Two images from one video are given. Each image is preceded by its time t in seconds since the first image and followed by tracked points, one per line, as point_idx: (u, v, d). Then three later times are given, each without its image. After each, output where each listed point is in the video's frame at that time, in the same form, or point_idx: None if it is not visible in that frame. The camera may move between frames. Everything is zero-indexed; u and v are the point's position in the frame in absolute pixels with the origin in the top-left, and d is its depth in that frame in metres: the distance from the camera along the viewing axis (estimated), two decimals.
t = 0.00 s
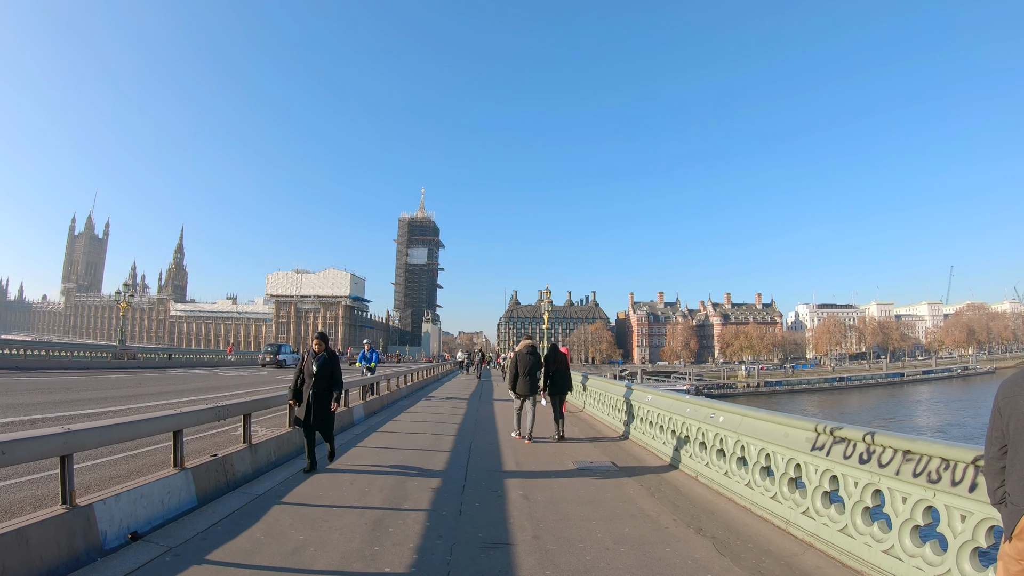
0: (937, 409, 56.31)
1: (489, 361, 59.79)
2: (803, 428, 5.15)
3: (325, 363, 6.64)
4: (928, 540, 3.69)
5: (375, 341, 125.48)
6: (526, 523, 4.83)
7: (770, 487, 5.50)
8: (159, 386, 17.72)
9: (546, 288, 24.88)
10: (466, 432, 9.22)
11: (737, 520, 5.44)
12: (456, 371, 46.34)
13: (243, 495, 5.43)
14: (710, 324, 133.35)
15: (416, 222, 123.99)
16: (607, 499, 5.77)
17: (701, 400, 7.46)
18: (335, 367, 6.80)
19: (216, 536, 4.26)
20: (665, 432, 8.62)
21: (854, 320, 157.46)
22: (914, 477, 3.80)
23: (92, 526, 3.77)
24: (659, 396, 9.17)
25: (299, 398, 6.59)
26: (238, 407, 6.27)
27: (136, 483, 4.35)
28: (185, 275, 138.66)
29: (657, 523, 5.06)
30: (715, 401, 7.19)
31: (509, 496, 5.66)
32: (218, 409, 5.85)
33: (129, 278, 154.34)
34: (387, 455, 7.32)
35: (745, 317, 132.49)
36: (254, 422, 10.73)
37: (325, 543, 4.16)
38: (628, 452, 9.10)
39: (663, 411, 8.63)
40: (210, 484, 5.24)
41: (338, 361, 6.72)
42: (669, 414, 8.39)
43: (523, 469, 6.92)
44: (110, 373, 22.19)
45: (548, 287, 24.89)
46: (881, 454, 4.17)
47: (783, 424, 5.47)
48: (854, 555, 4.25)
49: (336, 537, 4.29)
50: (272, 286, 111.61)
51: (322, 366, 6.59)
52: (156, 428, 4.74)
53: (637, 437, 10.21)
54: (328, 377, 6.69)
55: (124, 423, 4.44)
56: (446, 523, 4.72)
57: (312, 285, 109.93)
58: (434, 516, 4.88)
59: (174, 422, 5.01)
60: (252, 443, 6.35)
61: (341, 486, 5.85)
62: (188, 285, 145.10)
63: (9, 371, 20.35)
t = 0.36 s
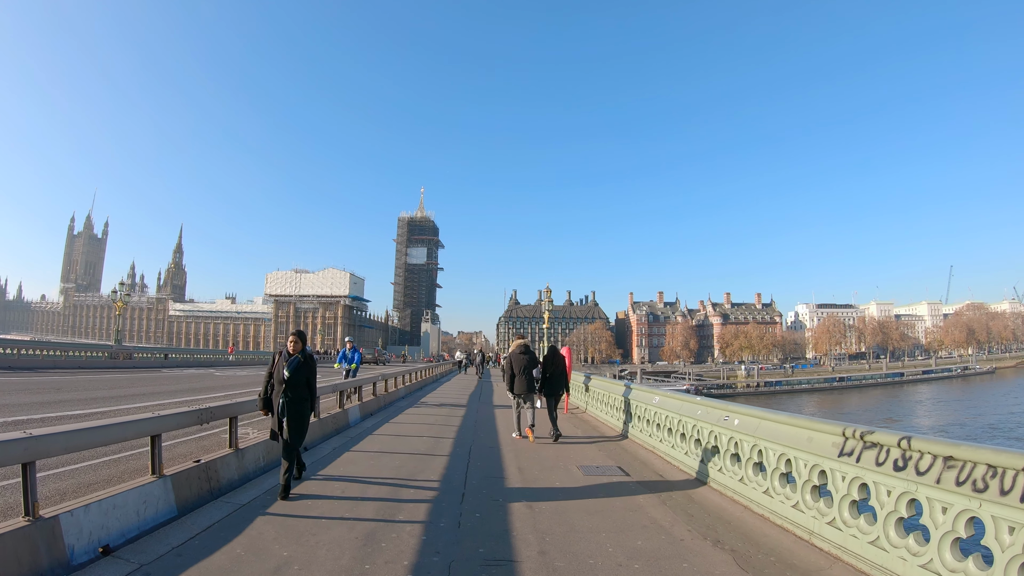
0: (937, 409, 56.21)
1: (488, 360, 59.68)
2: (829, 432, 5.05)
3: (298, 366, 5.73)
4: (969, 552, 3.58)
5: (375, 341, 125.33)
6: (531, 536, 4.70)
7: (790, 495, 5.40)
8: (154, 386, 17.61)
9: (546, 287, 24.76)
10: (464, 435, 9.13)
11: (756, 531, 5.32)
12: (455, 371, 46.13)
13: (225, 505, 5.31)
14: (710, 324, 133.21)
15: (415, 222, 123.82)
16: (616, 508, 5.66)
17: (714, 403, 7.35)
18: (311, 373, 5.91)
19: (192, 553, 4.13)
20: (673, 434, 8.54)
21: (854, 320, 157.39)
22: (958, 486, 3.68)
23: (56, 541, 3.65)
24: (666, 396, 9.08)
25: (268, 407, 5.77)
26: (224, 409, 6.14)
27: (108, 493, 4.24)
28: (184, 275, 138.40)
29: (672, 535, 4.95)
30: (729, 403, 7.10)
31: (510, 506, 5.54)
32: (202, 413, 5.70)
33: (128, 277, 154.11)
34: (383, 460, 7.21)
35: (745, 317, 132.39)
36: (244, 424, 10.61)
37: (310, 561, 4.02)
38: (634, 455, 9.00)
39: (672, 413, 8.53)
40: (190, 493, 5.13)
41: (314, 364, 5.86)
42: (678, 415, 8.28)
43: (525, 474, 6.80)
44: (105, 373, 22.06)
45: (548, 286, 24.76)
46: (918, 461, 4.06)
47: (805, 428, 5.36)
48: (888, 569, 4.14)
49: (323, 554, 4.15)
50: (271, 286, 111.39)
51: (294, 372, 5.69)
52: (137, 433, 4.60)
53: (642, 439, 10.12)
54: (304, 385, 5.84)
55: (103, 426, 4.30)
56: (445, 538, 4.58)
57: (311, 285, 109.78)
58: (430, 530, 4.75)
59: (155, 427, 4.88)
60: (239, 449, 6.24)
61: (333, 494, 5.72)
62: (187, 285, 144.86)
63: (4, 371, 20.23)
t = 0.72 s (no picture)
0: (939, 409, 56.02)
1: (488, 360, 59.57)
2: (858, 437, 4.70)
3: (256, 370, 5.16)
4: None
5: (375, 341, 125.21)
6: (537, 556, 4.51)
7: (815, 507, 5.12)
8: (149, 387, 17.44)
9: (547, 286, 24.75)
10: (463, 439, 8.95)
11: (778, 546, 5.04)
12: (455, 372, 46.01)
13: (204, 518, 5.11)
14: (710, 324, 133.02)
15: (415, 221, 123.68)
16: (628, 522, 5.45)
17: (728, 405, 7.05)
18: (274, 375, 5.36)
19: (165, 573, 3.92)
20: (682, 439, 8.24)
21: (854, 320, 157.23)
22: (1009, 501, 3.33)
23: (18, 563, 3.43)
24: (675, 398, 8.76)
25: (223, 417, 5.16)
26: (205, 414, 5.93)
27: (77, 508, 4.05)
28: (183, 275, 138.23)
29: (690, 554, 4.75)
30: (744, 406, 6.80)
31: (513, 520, 5.35)
32: (183, 419, 5.53)
33: (127, 278, 153.96)
34: (379, 467, 7.00)
35: (745, 317, 132.26)
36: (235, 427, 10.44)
37: None
38: (641, 460, 8.73)
39: (681, 415, 8.25)
40: (169, 505, 4.94)
41: (280, 364, 5.35)
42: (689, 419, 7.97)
43: (525, 483, 6.58)
44: (101, 374, 21.88)
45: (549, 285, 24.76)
46: (963, 470, 3.70)
47: (830, 434, 5.06)
48: None
49: None
50: (271, 286, 111.28)
51: (252, 375, 5.13)
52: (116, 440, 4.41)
53: (648, 442, 9.83)
54: (266, 391, 5.24)
55: (86, 430, 4.13)
56: (442, 557, 4.42)
57: (311, 285, 109.67)
58: (426, 548, 4.58)
59: (131, 435, 4.64)
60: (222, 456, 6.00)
61: (324, 505, 5.51)
62: (186, 285, 144.68)
63: None
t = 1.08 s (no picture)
0: (941, 409, 55.83)
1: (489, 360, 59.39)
2: (891, 442, 4.23)
3: (193, 366, 4.04)
4: None
5: (374, 341, 125.08)
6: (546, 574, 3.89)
7: (843, 516, 4.60)
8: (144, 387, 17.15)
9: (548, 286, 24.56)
10: (465, 446, 8.49)
11: (803, 558, 4.53)
12: (455, 372, 45.83)
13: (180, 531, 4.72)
14: (710, 324, 132.99)
15: (415, 221, 123.52)
16: (638, 530, 4.93)
17: (746, 408, 6.48)
18: (218, 373, 4.20)
19: None
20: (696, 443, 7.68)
21: (854, 320, 157.29)
22: None
23: None
24: (687, 399, 8.20)
25: (160, 436, 4.00)
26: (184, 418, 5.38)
27: (42, 520, 3.76)
28: (182, 275, 138.11)
29: (709, 568, 4.25)
30: (763, 408, 6.27)
31: (518, 532, 4.68)
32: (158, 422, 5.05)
33: (127, 277, 154.14)
34: (374, 475, 6.48)
35: (745, 317, 132.20)
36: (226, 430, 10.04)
37: None
38: (649, 466, 8.14)
39: (694, 418, 7.71)
40: (144, 517, 4.66)
41: (224, 356, 4.25)
42: (703, 421, 7.40)
43: (531, 493, 5.98)
44: (95, 374, 21.55)
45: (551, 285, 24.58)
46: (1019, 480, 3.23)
47: (863, 439, 4.52)
48: None
49: None
50: (270, 286, 111.20)
51: (188, 375, 3.99)
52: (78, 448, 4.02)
53: (657, 447, 9.21)
54: (207, 392, 4.14)
55: (51, 435, 3.86)
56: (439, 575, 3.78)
57: (310, 285, 109.60)
58: (425, 566, 3.92)
59: (103, 439, 4.36)
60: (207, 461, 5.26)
61: (312, 516, 4.87)
62: (185, 285, 144.61)
63: None
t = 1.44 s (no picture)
0: (941, 410, 55.78)
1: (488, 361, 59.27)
2: (929, 451, 3.85)
3: (101, 380, 3.16)
4: None
5: (374, 341, 124.97)
6: None
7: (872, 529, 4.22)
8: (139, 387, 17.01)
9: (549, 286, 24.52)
10: (465, 453, 8.39)
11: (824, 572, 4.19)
12: (455, 372, 45.78)
13: (155, 549, 4.05)
14: (711, 324, 132.97)
15: (415, 222, 123.40)
16: (645, 545, 4.64)
17: (762, 412, 6.09)
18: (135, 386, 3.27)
19: None
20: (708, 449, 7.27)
21: (855, 320, 157.34)
22: None
23: None
24: (698, 402, 7.80)
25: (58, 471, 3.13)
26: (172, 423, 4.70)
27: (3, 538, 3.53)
28: (182, 276, 137.95)
29: None
30: (782, 411, 5.89)
31: (522, 550, 4.46)
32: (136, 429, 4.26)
33: (127, 277, 154.25)
34: (368, 484, 6.31)
35: (745, 317, 132.11)
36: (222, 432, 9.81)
37: None
38: (657, 473, 7.86)
39: (703, 423, 7.37)
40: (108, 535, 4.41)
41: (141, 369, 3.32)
42: (715, 427, 7.00)
43: (534, 506, 5.78)
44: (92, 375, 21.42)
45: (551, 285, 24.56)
46: None
47: (897, 447, 4.12)
48: None
49: None
50: (269, 287, 111.08)
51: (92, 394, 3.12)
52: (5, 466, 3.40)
53: (664, 452, 8.82)
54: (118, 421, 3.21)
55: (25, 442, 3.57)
56: None
57: (310, 285, 109.56)
58: None
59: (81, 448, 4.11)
60: (190, 471, 4.97)
61: (299, 530, 4.64)
62: (185, 285, 144.48)
63: None
